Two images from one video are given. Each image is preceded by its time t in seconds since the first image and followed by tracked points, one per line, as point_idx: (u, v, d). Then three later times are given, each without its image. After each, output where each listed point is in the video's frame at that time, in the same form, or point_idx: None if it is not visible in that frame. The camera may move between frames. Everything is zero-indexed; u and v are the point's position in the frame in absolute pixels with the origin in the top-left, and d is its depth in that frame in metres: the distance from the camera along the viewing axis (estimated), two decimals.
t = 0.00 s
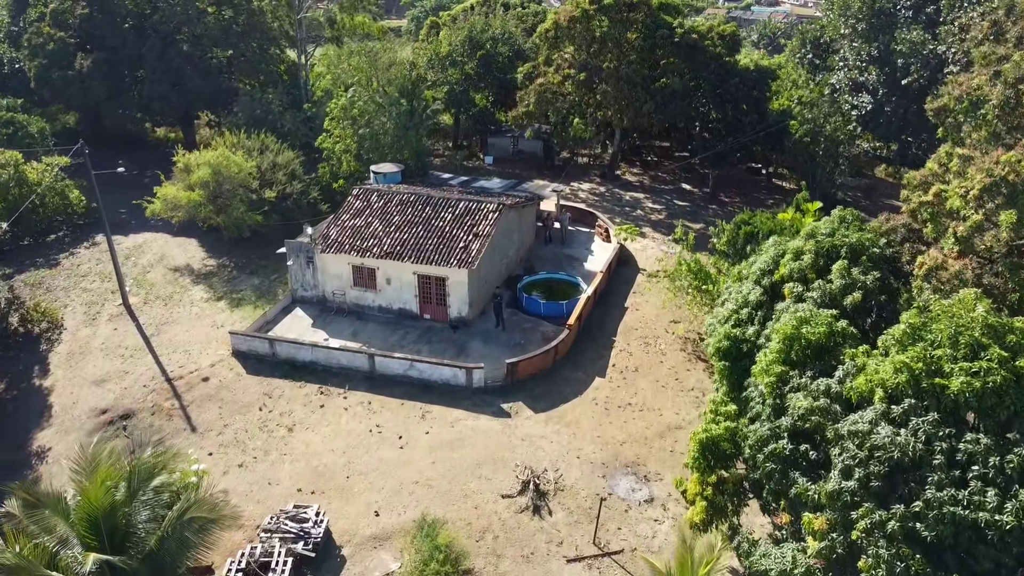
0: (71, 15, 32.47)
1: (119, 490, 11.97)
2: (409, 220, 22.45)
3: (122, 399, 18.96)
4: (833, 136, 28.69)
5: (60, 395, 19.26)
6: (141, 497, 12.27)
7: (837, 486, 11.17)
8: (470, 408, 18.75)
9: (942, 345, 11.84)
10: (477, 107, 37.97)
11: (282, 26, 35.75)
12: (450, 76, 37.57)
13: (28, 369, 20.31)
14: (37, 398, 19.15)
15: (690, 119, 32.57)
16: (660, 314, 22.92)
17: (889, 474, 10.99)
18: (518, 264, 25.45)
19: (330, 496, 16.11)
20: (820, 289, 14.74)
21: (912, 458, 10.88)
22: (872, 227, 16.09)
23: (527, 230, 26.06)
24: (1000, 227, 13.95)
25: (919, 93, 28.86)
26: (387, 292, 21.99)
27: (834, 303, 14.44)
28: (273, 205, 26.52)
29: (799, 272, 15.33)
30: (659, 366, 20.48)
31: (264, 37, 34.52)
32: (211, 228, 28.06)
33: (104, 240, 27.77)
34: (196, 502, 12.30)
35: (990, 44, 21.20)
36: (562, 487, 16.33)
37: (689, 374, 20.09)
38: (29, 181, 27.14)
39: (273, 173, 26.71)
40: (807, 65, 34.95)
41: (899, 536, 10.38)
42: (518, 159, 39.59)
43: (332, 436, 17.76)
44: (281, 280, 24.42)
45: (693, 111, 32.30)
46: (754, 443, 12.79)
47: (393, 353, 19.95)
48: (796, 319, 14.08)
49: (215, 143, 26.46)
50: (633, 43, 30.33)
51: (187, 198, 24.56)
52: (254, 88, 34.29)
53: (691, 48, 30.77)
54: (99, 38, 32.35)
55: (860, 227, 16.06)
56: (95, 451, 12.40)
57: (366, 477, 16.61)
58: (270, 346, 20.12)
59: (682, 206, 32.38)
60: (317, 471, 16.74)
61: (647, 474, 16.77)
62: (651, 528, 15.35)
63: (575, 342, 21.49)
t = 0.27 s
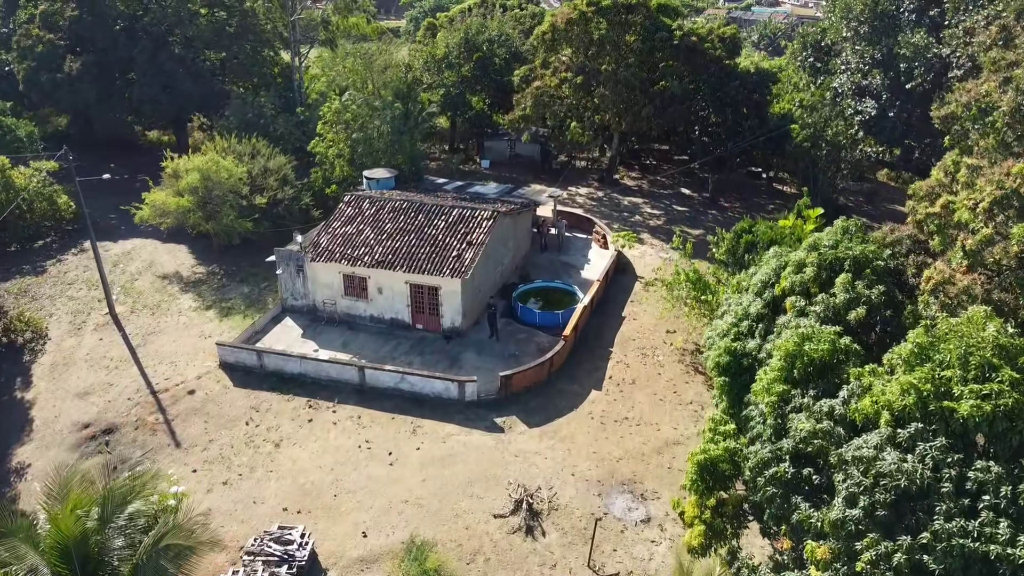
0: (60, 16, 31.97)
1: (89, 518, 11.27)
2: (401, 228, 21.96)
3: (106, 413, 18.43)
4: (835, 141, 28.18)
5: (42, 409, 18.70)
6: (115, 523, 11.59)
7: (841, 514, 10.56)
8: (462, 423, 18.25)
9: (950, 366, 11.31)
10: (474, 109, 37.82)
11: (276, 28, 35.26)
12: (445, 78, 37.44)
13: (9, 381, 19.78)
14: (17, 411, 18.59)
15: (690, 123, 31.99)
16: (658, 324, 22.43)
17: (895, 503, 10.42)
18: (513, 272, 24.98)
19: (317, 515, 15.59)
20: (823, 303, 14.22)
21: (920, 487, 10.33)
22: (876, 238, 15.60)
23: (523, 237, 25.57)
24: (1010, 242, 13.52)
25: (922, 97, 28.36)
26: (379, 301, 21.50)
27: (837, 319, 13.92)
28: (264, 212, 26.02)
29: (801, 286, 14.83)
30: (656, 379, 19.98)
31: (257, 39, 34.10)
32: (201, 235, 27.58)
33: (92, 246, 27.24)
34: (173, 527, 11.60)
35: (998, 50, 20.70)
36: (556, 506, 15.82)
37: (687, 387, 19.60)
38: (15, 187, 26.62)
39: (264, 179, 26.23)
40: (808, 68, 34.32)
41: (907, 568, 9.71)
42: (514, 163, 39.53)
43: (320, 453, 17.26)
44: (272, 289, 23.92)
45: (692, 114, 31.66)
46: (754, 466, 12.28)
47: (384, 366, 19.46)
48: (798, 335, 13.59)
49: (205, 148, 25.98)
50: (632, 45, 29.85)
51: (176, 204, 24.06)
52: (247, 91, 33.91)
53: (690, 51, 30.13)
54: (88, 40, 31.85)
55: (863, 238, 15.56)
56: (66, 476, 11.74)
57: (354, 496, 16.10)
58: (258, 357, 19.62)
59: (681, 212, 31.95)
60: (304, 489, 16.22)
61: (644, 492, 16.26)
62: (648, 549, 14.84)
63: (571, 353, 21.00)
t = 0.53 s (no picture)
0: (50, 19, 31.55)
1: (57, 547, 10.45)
2: (393, 235, 21.49)
3: (88, 427, 17.93)
4: (836, 145, 27.59)
5: (22, 423, 18.17)
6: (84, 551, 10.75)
7: (843, 544, 10.11)
8: (453, 438, 17.79)
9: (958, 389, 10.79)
10: (470, 113, 37.18)
11: (269, 30, 34.87)
12: (441, 81, 37.30)
13: None
14: None
15: (688, 127, 31.34)
16: (655, 334, 21.97)
17: (900, 533, 9.91)
18: (508, 280, 24.53)
19: (302, 535, 15.10)
20: (825, 318, 13.74)
21: (926, 517, 9.81)
22: (878, 249, 15.19)
23: (518, 245, 25.11)
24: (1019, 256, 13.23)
25: (925, 101, 27.85)
26: (370, 311, 21.03)
27: (838, 336, 13.46)
28: (254, 218, 25.55)
29: (802, 300, 14.32)
30: (653, 392, 19.50)
31: (250, 42, 33.74)
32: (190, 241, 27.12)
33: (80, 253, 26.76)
34: (148, 556, 10.89)
35: (1004, 56, 20.24)
36: (549, 526, 15.33)
37: (685, 400, 19.13)
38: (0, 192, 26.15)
39: (255, 185, 25.78)
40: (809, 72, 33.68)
41: None
42: (510, 167, 39.21)
43: (307, 469, 16.77)
44: (261, 297, 23.45)
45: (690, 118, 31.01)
46: (753, 490, 11.84)
47: (374, 378, 18.98)
48: (798, 352, 13.10)
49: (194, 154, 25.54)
50: (630, 48, 29.17)
51: (164, 210, 23.59)
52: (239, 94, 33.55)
53: (689, 54, 29.65)
54: (77, 43, 31.43)
55: (866, 250, 15.08)
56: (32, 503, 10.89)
57: (341, 515, 15.61)
58: (245, 369, 19.15)
59: (680, 217, 31.55)
60: (290, 508, 15.73)
61: (640, 511, 15.76)
62: (644, 572, 14.36)
63: (566, 364, 20.53)
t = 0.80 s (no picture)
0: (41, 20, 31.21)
1: None
2: (386, 243, 21.05)
3: (71, 441, 17.42)
4: (838, 149, 27.12)
5: (5, 436, 17.61)
6: None
7: None
8: (446, 453, 17.33)
9: (967, 412, 10.28)
10: (468, 115, 36.98)
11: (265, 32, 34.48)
12: (439, 83, 37.29)
13: None
14: None
15: (689, 131, 30.76)
16: (654, 343, 21.52)
17: (907, 566, 9.42)
18: (504, 288, 24.10)
19: (288, 555, 14.62)
20: (827, 333, 13.26)
21: (935, 549, 9.29)
22: (882, 261, 14.83)
23: (515, 252, 24.66)
24: None
25: (930, 106, 27.39)
26: (362, 321, 20.59)
27: (841, 353, 13.02)
28: (246, 224, 25.11)
29: (804, 314, 13.84)
30: (651, 405, 19.05)
31: (245, 44, 33.36)
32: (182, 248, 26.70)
33: (70, 259, 26.34)
34: None
35: (1012, 61, 19.75)
36: (543, 546, 14.84)
37: (684, 413, 18.66)
38: None
39: (247, 190, 25.37)
40: (812, 76, 32.86)
41: None
42: (508, 171, 38.59)
43: (295, 485, 16.32)
44: (252, 305, 23.02)
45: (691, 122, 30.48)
46: (753, 514, 11.43)
47: (365, 390, 18.54)
48: (800, 370, 12.59)
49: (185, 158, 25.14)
50: (630, 51, 28.63)
51: (155, 216, 23.14)
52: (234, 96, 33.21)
53: (689, 56, 29.09)
54: (69, 45, 31.08)
55: (870, 262, 14.59)
56: None
57: (329, 533, 15.14)
58: (234, 381, 18.71)
59: (680, 223, 31.13)
60: (276, 526, 15.26)
61: (637, 530, 15.27)
62: None
63: (563, 376, 20.08)
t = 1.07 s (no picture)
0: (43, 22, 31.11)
1: None
2: (384, 250, 20.66)
3: (62, 452, 17.10)
4: (848, 154, 26.55)
5: None
6: None
7: None
8: (442, 467, 16.92)
9: (981, 440, 9.72)
10: (472, 118, 36.59)
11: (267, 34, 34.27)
12: (442, 86, 37.09)
13: None
14: None
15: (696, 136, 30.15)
16: (658, 354, 21.04)
17: None
18: (506, 295, 23.68)
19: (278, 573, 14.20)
20: (835, 351, 12.75)
21: None
22: (892, 275, 14.38)
23: (517, 259, 24.23)
24: None
25: (943, 111, 26.73)
26: (360, 329, 20.22)
27: (849, 373, 12.54)
28: (244, 229, 24.78)
29: (811, 330, 13.31)
30: (654, 418, 18.57)
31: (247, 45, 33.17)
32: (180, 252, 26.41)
33: (68, 263, 26.11)
34: None
35: None
36: (540, 566, 14.38)
37: (687, 428, 18.18)
38: None
39: (246, 194, 25.06)
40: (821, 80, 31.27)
41: None
42: (512, 175, 38.04)
43: (287, 500, 15.94)
44: (250, 312, 22.69)
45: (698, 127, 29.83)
46: (756, 542, 11.00)
47: (361, 402, 18.16)
48: (807, 390, 12.05)
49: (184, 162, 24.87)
50: (636, 53, 28.52)
51: (150, 220, 22.79)
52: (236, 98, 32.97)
53: (696, 59, 28.82)
54: (70, 47, 30.94)
55: (881, 276, 14.04)
56: None
57: (320, 550, 14.73)
58: (227, 391, 18.36)
59: (686, 229, 30.66)
60: (267, 542, 14.88)
61: (637, 550, 14.77)
62: None
63: (564, 387, 19.63)
